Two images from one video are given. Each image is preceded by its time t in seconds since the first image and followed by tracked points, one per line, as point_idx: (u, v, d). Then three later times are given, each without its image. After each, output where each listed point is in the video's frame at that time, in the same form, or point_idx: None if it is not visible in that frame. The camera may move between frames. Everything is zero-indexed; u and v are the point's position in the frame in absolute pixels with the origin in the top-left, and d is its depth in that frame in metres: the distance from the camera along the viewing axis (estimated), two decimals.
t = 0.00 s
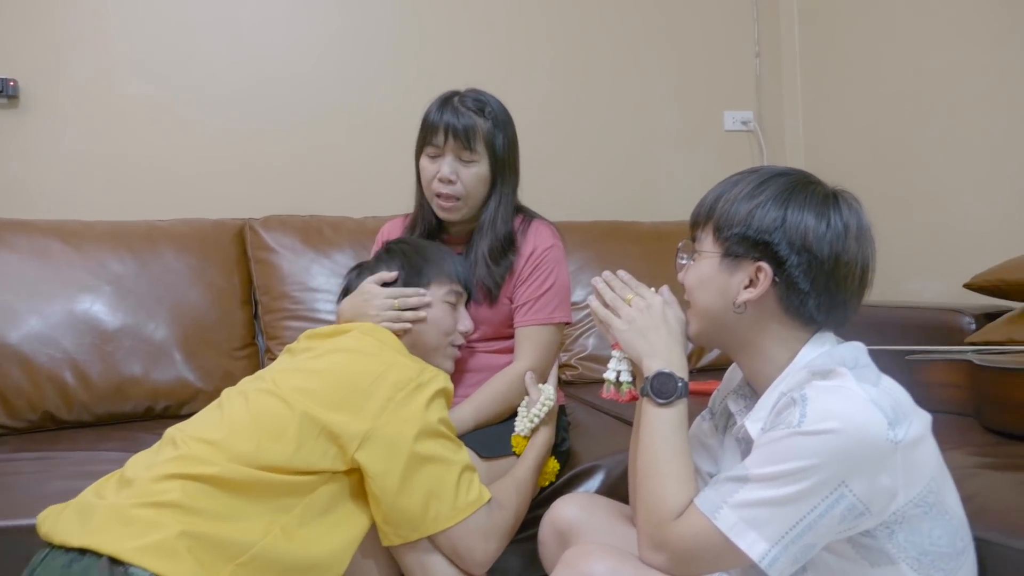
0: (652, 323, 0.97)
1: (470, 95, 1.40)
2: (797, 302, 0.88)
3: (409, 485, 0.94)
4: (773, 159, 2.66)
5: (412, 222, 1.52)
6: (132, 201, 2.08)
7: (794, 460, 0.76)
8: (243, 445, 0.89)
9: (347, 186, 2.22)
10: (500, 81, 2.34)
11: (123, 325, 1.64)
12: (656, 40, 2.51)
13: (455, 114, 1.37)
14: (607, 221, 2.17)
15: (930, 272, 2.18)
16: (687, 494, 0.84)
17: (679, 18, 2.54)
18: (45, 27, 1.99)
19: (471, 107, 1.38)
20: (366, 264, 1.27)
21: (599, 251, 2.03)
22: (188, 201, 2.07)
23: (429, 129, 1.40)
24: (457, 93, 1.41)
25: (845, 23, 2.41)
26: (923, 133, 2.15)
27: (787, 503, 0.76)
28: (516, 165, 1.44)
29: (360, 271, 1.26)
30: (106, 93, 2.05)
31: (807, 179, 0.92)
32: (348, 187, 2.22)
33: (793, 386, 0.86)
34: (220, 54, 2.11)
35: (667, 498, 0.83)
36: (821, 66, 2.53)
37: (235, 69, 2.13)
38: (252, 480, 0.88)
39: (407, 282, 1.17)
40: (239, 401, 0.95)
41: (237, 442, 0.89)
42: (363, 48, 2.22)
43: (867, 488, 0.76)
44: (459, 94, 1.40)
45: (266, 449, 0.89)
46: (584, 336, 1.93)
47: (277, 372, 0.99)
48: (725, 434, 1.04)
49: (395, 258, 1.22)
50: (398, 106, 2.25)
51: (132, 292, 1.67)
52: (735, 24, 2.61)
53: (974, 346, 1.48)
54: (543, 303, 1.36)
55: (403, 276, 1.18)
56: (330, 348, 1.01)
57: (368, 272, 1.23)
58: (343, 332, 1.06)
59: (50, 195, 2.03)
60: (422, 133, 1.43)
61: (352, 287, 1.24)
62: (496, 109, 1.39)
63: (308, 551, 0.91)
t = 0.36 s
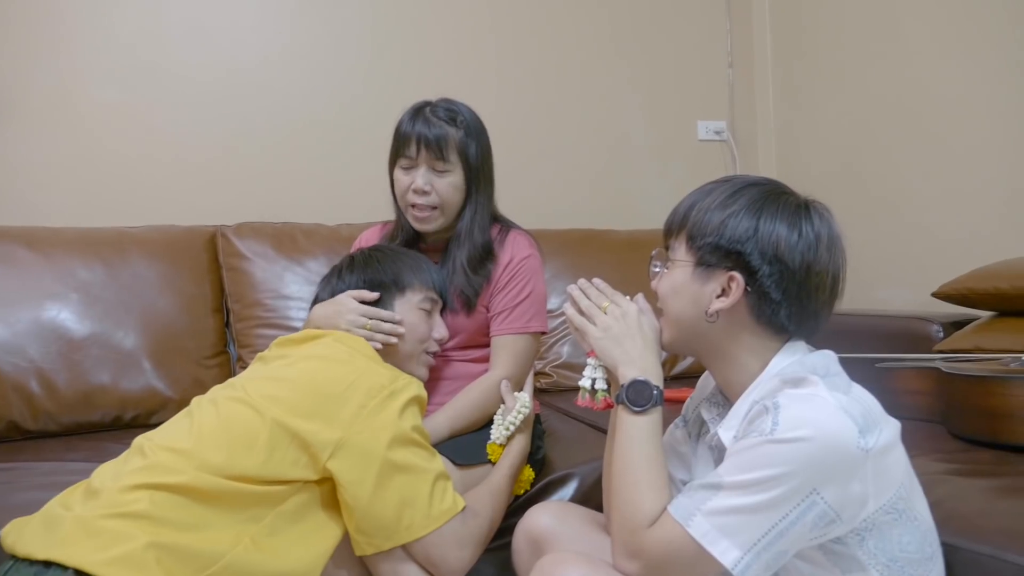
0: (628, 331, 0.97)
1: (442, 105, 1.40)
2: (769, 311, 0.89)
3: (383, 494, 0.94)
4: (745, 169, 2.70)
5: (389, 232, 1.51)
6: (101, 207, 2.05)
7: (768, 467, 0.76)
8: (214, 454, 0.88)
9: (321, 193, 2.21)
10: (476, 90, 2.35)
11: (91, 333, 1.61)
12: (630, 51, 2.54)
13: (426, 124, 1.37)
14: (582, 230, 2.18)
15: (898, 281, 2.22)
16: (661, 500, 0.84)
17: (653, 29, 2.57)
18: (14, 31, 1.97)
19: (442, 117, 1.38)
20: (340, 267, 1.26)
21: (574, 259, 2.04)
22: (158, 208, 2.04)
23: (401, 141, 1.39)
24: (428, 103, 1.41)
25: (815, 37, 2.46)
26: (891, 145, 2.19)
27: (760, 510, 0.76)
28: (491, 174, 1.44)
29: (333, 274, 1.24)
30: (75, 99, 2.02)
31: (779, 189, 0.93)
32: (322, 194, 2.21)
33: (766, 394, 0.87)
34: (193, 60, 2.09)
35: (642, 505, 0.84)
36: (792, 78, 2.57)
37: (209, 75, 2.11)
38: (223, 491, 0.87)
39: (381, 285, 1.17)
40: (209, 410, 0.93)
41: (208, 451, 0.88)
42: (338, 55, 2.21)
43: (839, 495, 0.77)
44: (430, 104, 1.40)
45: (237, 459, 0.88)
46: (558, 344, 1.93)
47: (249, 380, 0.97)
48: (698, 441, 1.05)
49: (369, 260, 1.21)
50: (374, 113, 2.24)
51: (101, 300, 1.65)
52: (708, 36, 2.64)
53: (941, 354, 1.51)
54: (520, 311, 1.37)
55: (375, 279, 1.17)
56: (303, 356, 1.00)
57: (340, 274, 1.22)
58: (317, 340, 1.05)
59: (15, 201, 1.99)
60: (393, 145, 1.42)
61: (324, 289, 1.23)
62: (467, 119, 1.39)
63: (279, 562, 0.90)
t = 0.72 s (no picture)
0: (620, 333, 0.97)
1: (423, 108, 1.39)
2: (760, 314, 0.89)
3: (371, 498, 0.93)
4: (735, 172, 2.71)
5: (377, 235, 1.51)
6: (89, 209, 2.03)
7: (759, 471, 0.76)
8: (200, 459, 0.87)
9: (311, 195, 2.20)
10: (467, 92, 2.34)
11: (79, 335, 1.59)
12: (621, 54, 2.54)
13: (408, 128, 1.36)
14: (573, 233, 2.18)
15: (887, 284, 2.23)
16: (651, 504, 0.84)
17: (643, 32, 2.57)
18: None
19: (423, 121, 1.37)
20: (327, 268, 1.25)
21: (565, 262, 2.03)
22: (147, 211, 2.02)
23: (384, 147, 1.38)
24: (409, 106, 1.40)
25: (805, 40, 2.47)
26: (880, 148, 2.20)
27: (751, 514, 0.76)
28: (476, 176, 1.44)
29: (320, 275, 1.24)
30: (62, 99, 2.00)
31: (769, 192, 0.93)
32: (313, 196, 2.20)
33: (757, 398, 0.87)
34: (181, 60, 2.08)
35: (634, 509, 0.83)
36: (782, 81, 2.58)
37: (198, 76, 2.09)
38: (209, 495, 0.86)
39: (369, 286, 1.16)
40: (195, 413, 0.92)
41: (192, 455, 0.87)
42: (328, 56, 2.20)
43: (830, 499, 0.77)
44: (412, 107, 1.39)
45: (223, 464, 0.87)
46: (548, 347, 1.93)
47: (236, 383, 0.96)
48: (689, 444, 1.05)
49: (356, 261, 1.21)
50: (364, 115, 2.23)
51: (89, 303, 1.63)
52: (698, 39, 2.65)
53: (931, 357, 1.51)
54: (508, 315, 1.36)
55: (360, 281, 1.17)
56: (291, 359, 0.99)
57: (326, 276, 1.22)
58: (305, 344, 1.04)
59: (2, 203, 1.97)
60: (376, 151, 1.41)
61: (311, 290, 1.23)
62: (449, 121, 1.38)
63: (264, 568, 0.89)
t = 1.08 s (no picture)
0: (627, 333, 0.97)
1: (436, 112, 1.39)
2: (768, 313, 0.89)
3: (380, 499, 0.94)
4: (742, 171, 2.70)
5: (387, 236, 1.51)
6: (98, 212, 2.04)
7: (770, 471, 0.76)
8: (210, 460, 0.87)
9: (319, 197, 2.21)
10: (473, 93, 2.35)
11: (90, 337, 1.60)
12: (627, 53, 2.54)
13: (422, 132, 1.35)
14: (580, 233, 2.17)
15: (896, 282, 2.22)
16: (661, 504, 0.84)
17: (649, 32, 2.57)
18: (8, 36, 1.96)
19: (437, 125, 1.36)
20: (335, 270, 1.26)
21: (572, 262, 2.03)
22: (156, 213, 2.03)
23: (397, 151, 1.37)
24: (422, 110, 1.40)
25: (811, 38, 2.46)
26: (888, 147, 2.19)
27: (762, 514, 0.76)
28: (487, 180, 1.44)
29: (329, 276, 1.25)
30: (71, 103, 2.01)
31: (776, 191, 0.93)
32: (320, 198, 2.21)
33: (766, 397, 0.86)
34: (189, 64, 2.09)
35: (643, 510, 0.83)
36: (789, 80, 2.57)
37: (205, 79, 2.10)
38: (219, 497, 0.86)
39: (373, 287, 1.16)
40: (205, 414, 0.93)
41: (202, 456, 0.87)
42: (334, 58, 2.21)
43: (841, 499, 0.76)
44: (425, 111, 1.39)
45: (233, 465, 0.87)
46: (556, 347, 1.93)
47: (245, 384, 0.96)
48: (697, 444, 1.05)
49: (363, 263, 1.21)
50: (371, 116, 2.24)
51: (99, 305, 1.64)
52: (704, 38, 2.65)
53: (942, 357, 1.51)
54: (519, 318, 1.36)
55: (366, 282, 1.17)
56: (300, 360, 0.99)
57: (334, 277, 1.23)
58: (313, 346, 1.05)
59: (13, 207, 1.98)
60: (388, 154, 1.40)
61: (319, 292, 1.24)
62: (462, 126, 1.38)
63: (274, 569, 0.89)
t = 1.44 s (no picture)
0: (644, 324, 0.96)
1: (453, 106, 1.37)
2: (787, 304, 0.88)
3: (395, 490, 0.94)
4: (760, 162, 2.68)
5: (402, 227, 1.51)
6: (116, 205, 2.06)
7: (788, 464, 0.75)
8: (226, 451, 0.88)
9: (334, 189, 2.21)
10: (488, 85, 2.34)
11: (109, 329, 1.62)
12: (643, 43, 2.52)
13: (441, 129, 1.34)
14: (596, 224, 2.16)
15: (917, 274, 2.19)
16: (677, 497, 0.83)
17: (665, 22, 2.55)
18: (27, 31, 1.98)
19: (457, 123, 1.35)
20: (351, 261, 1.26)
21: (588, 254, 2.03)
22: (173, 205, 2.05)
23: (415, 148, 1.36)
24: (440, 103, 1.38)
25: (831, 27, 2.43)
26: (909, 138, 2.16)
27: (779, 507, 0.75)
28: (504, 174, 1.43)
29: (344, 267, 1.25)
30: (89, 97, 2.03)
31: (794, 181, 0.92)
32: (336, 190, 2.21)
33: (784, 390, 0.85)
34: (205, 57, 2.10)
35: (659, 503, 0.82)
36: (807, 70, 2.54)
37: (221, 72, 2.11)
38: (235, 487, 0.87)
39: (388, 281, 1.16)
40: (221, 404, 0.93)
41: (219, 447, 0.88)
42: (350, 50, 2.21)
43: (861, 492, 0.75)
44: (443, 104, 1.38)
45: (249, 456, 0.88)
46: (571, 339, 1.92)
47: (261, 375, 0.97)
48: (714, 436, 1.04)
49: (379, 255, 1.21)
50: (387, 109, 2.24)
51: (118, 297, 1.65)
52: (722, 28, 2.62)
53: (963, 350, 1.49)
54: (534, 310, 1.36)
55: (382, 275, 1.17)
56: (315, 352, 0.99)
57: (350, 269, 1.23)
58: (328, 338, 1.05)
59: (33, 200, 2.00)
60: (404, 149, 1.39)
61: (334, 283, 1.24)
62: (480, 122, 1.37)
63: (291, 559, 0.90)
